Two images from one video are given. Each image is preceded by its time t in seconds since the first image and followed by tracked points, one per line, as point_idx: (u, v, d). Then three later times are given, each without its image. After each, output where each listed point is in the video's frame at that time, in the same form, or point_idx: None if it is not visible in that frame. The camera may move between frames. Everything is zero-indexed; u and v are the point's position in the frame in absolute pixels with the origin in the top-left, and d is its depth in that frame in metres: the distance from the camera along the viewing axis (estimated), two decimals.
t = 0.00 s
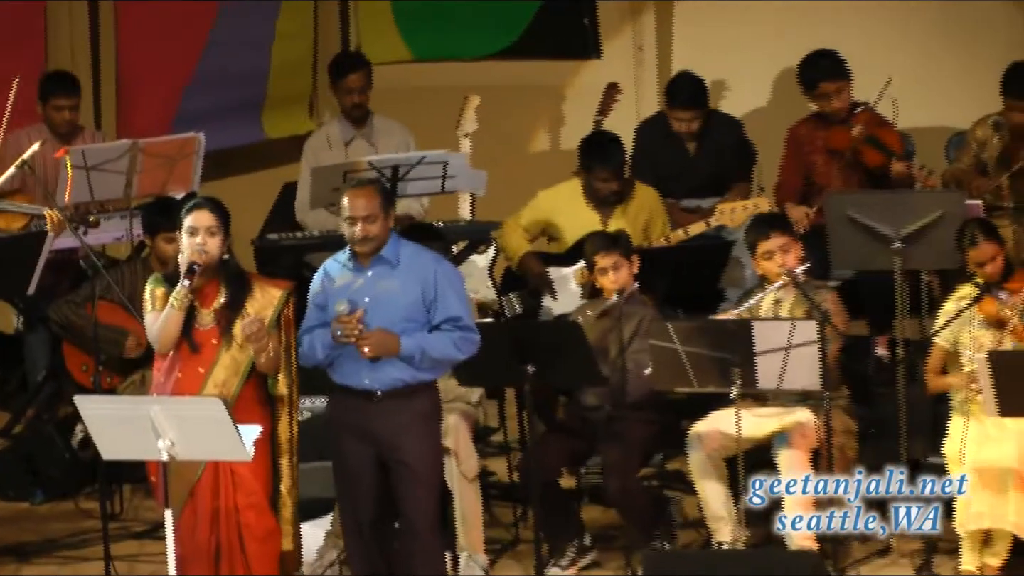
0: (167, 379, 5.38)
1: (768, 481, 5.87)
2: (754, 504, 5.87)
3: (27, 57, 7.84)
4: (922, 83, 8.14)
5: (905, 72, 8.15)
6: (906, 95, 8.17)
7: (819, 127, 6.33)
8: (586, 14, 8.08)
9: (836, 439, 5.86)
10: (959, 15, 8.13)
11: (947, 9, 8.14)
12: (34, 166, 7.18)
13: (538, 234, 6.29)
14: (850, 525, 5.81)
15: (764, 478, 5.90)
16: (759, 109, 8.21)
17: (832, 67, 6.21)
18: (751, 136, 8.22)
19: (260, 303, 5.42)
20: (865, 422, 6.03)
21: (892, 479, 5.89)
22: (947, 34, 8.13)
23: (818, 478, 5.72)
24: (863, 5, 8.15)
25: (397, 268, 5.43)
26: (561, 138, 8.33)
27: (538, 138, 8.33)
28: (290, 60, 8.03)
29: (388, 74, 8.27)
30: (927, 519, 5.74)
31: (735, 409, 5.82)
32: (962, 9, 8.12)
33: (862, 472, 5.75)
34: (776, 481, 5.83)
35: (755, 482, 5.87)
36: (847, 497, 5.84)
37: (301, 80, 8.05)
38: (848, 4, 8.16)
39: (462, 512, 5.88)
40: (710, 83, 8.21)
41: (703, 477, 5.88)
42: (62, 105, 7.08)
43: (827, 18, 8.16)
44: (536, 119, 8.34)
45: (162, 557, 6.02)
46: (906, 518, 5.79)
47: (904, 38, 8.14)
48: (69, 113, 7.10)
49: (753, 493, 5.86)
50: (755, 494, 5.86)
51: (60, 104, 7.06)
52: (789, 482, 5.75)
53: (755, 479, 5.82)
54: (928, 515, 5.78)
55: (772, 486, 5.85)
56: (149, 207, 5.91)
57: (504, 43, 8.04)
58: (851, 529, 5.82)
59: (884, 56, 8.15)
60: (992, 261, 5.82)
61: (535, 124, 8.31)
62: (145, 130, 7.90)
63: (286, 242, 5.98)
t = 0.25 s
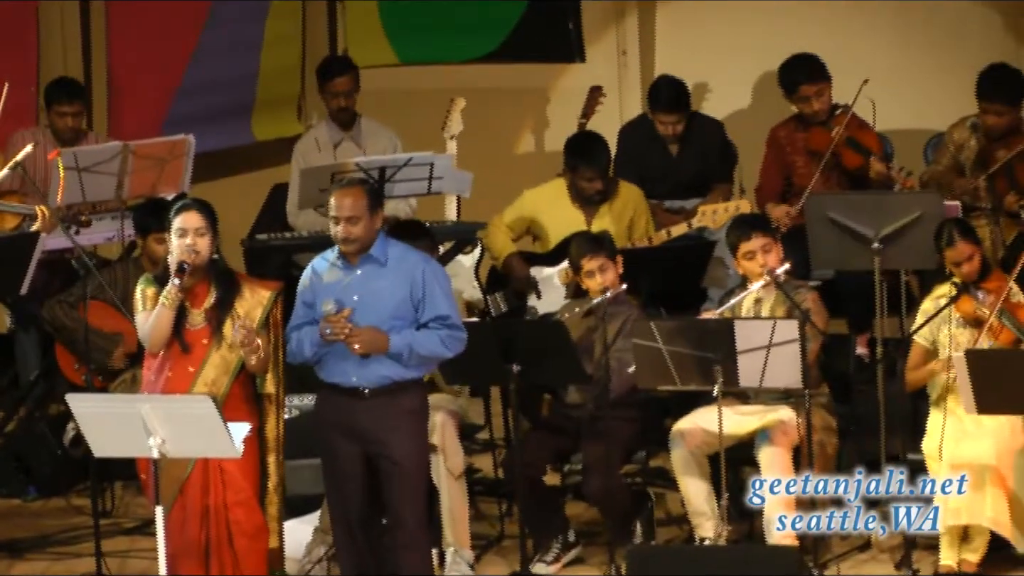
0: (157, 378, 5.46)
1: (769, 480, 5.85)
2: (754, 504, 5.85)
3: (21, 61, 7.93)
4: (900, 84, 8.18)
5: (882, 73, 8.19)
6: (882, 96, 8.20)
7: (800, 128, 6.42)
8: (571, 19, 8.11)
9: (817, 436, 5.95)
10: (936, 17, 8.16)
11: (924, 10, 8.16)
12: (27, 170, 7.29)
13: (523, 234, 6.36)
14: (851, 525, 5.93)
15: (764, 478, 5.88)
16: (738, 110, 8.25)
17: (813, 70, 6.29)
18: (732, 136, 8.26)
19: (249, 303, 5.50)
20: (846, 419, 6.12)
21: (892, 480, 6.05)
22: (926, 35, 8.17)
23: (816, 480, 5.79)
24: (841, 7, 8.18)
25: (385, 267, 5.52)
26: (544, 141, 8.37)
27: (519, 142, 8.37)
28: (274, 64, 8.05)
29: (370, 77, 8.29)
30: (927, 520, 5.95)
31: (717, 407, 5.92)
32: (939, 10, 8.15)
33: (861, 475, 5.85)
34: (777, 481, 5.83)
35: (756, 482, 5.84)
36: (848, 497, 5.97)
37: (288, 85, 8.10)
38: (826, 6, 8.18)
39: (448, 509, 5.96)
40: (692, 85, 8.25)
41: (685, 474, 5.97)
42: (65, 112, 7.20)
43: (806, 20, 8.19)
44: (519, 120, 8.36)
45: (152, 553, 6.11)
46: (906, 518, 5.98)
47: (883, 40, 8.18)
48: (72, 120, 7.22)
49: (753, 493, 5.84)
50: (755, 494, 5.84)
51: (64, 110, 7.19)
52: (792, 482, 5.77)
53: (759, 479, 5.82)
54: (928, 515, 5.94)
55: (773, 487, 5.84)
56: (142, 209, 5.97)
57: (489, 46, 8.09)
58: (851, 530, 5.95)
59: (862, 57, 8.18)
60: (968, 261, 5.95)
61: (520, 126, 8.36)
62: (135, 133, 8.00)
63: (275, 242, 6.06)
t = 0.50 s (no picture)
0: (143, 379, 5.47)
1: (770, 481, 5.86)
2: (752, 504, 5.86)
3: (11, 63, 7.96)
4: (888, 84, 8.17)
5: (870, 74, 8.17)
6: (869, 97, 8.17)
7: (786, 129, 6.43)
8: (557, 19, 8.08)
9: (803, 437, 5.95)
10: (923, 17, 8.13)
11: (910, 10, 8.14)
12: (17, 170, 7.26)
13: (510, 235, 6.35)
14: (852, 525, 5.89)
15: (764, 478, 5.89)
16: (724, 112, 8.23)
17: (800, 71, 6.28)
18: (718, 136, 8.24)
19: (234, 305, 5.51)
20: (833, 421, 6.12)
21: (893, 481, 6.01)
22: (914, 36, 8.15)
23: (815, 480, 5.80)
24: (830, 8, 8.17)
25: (371, 266, 5.51)
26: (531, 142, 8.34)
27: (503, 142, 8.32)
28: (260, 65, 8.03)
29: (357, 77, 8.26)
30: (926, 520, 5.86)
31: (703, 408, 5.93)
32: (927, 9, 8.12)
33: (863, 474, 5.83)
34: (778, 481, 5.83)
35: (756, 483, 5.85)
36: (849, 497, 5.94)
37: (276, 85, 8.07)
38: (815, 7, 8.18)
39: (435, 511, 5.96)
40: (679, 86, 8.23)
41: (671, 475, 5.98)
42: (60, 112, 7.20)
43: (796, 21, 8.18)
44: (506, 120, 8.33)
45: (138, 554, 6.11)
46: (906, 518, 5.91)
47: (871, 40, 8.16)
48: (68, 120, 7.21)
49: (754, 493, 5.85)
50: (756, 494, 5.85)
51: (59, 111, 7.19)
52: (791, 482, 5.77)
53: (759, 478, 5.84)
54: (928, 514, 5.88)
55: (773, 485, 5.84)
56: (128, 211, 5.96)
57: (476, 45, 8.04)
58: (850, 529, 5.95)
59: (850, 59, 8.17)
60: (955, 264, 5.96)
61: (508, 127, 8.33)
62: (118, 134, 7.97)
63: (262, 244, 6.06)
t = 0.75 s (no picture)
0: (130, 379, 5.46)
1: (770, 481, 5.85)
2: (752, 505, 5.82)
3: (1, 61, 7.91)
4: (877, 85, 8.17)
5: (859, 75, 8.19)
6: (857, 98, 8.19)
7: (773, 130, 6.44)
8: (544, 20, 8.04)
9: (790, 438, 5.95)
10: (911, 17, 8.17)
11: (898, 10, 8.17)
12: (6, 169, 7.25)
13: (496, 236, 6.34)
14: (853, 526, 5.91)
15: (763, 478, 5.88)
16: (712, 113, 8.24)
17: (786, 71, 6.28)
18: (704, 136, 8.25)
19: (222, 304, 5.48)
20: (819, 421, 6.12)
21: (893, 480, 6.03)
22: (902, 36, 8.16)
23: (815, 481, 5.86)
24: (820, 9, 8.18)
25: (359, 269, 5.50)
26: (518, 142, 8.36)
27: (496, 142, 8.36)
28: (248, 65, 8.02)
29: (348, 77, 8.31)
30: (927, 520, 5.86)
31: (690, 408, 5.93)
32: (915, 10, 8.14)
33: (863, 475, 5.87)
34: (778, 481, 5.83)
35: (756, 482, 5.84)
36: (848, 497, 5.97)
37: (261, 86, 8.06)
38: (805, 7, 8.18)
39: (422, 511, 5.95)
40: (667, 86, 8.24)
41: (658, 475, 5.98)
42: (51, 110, 7.20)
43: (786, 21, 8.18)
44: (496, 120, 8.36)
45: (124, 555, 6.10)
46: (905, 518, 5.92)
47: (861, 41, 8.18)
48: (59, 120, 7.22)
49: (754, 493, 5.82)
50: (756, 494, 5.83)
51: (50, 110, 7.19)
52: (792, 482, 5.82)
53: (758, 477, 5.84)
54: (928, 514, 5.88)
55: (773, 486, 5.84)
56: (113, 210, 5.95)
57: (463, 47, 8.02)
58: (851, 529, 5.98)
59: (839, 58, 8.18)
60: (941, 264, 5.93)
61: (497, 127, 8.34)
62: (104, 134, 7.93)
63: (248, 244, 6.07)
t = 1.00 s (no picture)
0: (111, 379, 5.46)
1: (770, 481, 5.91)
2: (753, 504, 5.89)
3: None
4: (860, 85, 8.17)
5: (839, 74, 8.18)
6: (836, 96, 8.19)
7: (754, 132, 6.39)
8: (524, 21, 8.10)
9: (771, 438, 5.96)
10: (890, 15, 8.14)
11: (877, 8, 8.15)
12: None
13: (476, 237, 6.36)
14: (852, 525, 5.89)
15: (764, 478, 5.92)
16: (692, 112, 8.25)
17: (767, 71, 6.27)
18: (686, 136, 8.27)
19: (200, 303, 5.47)
20: (800, 421, 6.13)
21: (891, 480, 5.96)
22: (882, 35, 8.15)
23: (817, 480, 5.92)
24: (800, 8, 8.17)
25: (342, 269, 5.50)
26: (499, 143, 8.37)
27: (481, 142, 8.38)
28: (228, 65, 8.07)
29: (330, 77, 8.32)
30: (928, 520, 5.87)
31: (671, 409, 5.93)
32: (895, 9, 8.13)
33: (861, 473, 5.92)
34: (778, 482, 5.89)
35: (758, 483, 5.88)
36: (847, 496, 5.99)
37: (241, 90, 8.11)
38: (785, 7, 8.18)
39: (404, 511, 5.94)
40: (648, 87, 8.25)
41: (638, 475, 5.98)
42: (30, 108, 7.19)
43: (766, 20, 8.18)
44: (480, 121, 8.35)
45: (104, 555, 6.10)
46: (906, 518, 5.90)
47: (842, 40, 8.17)
48: (36, 116, 7.21)
49: (755, 494, 5.88)
50: (757, 494, 5.89)
51: (28, 107, 7.18)
52: (792, 482, 5.87)
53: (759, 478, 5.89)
54: (928, 514, 5.88)
55: (773, 486, 5.89)
56: (93, 212, 5.98)
57: (448, 42, 8.09)
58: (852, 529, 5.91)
59: (820, 58, 8.17)
60: (922, 264, 5.90)
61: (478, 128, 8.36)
62: (87, 133, 7.83)
63: (228, 244, 6.08)
